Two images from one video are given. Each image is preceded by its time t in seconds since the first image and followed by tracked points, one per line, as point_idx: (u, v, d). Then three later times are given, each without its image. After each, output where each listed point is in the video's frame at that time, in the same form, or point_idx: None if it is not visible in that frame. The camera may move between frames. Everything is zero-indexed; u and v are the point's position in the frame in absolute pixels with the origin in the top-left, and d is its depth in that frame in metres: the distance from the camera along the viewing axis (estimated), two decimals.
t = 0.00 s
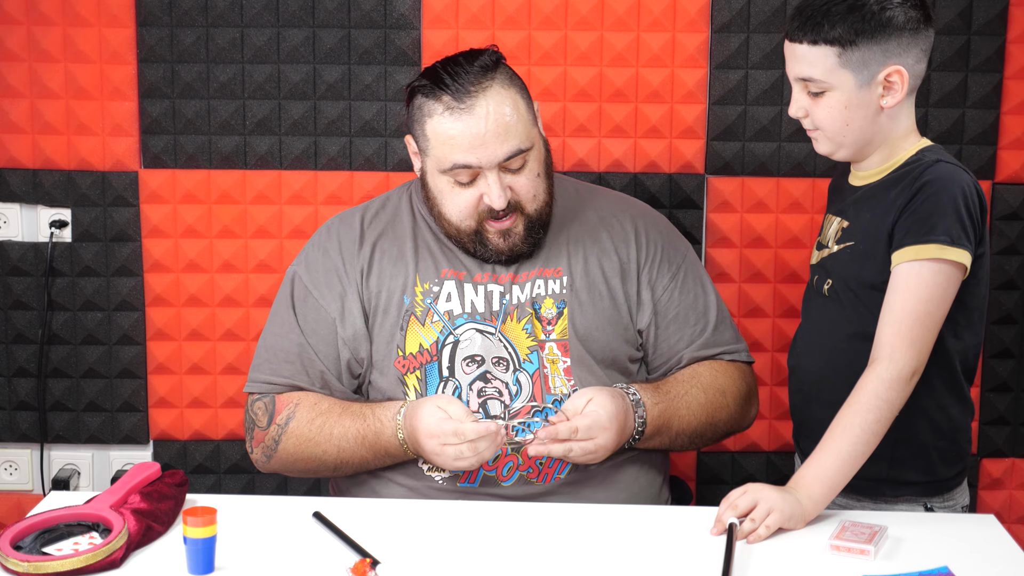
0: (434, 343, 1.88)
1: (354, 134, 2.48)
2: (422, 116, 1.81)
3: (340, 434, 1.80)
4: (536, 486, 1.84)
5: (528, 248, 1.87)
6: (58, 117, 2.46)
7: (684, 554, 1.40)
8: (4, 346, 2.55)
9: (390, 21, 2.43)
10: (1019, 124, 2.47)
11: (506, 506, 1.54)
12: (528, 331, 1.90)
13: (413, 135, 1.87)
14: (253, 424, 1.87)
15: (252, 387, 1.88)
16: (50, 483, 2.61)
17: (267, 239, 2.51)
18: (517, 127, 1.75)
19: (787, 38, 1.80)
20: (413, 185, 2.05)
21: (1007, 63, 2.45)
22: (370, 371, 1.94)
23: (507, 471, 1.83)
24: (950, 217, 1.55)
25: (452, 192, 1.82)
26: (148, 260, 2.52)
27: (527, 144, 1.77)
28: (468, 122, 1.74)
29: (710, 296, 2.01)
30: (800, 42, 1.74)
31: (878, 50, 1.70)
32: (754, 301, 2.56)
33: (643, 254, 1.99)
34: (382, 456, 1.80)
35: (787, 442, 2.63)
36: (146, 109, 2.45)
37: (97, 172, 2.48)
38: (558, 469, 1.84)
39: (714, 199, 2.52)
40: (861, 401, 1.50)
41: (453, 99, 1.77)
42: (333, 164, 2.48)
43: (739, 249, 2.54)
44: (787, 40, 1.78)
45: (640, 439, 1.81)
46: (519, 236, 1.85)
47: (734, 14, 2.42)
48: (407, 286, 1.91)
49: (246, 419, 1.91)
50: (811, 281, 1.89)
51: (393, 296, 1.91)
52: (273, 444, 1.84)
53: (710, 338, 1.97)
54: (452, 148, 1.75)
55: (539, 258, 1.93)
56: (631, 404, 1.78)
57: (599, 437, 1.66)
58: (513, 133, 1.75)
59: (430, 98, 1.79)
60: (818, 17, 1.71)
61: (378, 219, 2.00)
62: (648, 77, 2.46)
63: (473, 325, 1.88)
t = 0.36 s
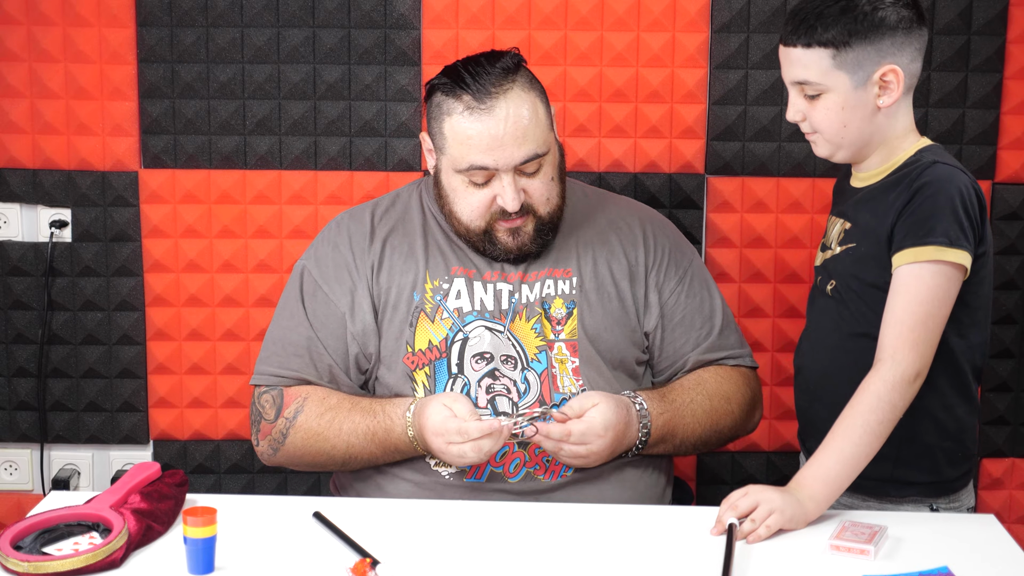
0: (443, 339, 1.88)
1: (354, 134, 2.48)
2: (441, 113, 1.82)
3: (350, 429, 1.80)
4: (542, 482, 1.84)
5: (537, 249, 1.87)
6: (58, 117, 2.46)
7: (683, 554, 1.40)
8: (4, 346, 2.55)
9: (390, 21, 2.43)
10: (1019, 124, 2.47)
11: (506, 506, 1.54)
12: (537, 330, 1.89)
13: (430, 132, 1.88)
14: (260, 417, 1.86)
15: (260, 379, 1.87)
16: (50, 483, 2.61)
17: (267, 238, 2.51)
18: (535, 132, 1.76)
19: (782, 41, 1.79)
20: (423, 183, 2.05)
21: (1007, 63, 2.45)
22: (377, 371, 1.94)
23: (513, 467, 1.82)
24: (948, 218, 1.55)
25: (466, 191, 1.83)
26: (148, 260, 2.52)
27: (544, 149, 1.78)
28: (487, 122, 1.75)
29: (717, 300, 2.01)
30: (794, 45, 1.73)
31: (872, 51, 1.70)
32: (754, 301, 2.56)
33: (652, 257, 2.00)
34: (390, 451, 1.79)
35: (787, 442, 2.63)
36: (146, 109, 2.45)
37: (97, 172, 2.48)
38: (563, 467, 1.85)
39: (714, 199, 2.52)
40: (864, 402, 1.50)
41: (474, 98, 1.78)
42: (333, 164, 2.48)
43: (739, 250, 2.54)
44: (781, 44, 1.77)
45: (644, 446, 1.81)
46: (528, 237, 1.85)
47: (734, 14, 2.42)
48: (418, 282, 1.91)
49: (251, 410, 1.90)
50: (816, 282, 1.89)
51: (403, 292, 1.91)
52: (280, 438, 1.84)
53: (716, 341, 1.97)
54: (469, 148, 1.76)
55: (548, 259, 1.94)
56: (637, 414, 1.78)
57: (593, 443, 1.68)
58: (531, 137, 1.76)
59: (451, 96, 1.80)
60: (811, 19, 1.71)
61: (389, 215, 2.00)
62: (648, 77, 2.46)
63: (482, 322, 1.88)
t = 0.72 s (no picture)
0: (444, 338, 1.88)
1: (354, 135, 2.48)
2: (443, 109, 1.83)
3: (353, 425, 1.80)
4: (541, 482, 1.84)
5: (539, 248, 1.88)
6: (58, 117, 2.46)
7: (683, 554, 1.40)
8: (4, 346, 2.55)
9: (390, 21, 2.43)
10: (1019, 124, 2.47)
11: (505, 506, 1.54)
12: (537, 330, 1.89)
13: (432, 129, 1.89)
14: (261, 414, 1.86)
15: (261, 378, 1.87)
16: (50, 483, 2.61)
17: (267, 238, 2.51)
18: (536, 129, 1.77)
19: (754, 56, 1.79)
20: (426, 182, 2.06)
21: (1007, 63, 2.45)
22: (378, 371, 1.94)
23: (512, 466, 1.83)
24: (938, 214, 1.55)
25: (468, 188, 1.83)
26: (148, 260, 2.52)
27: (545, 146, 1.79)
28: (488, 118, 1.76)
29: (716, 301, 2.01)
30: (763, 62, 1.74)
31: (841, 59, 1.69)
32: (754, 301, 2.56)
33: (652, 257, 2.00)
34: (393, 449, 1.79)
35: (787, 443, 2.63)
36: (146, 109, 2.45)
37: (97, 172, 2.48)
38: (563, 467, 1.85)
39: (714, 199, 2.52)
40: (863, 401, 1.50)
41: (475, 94, 1.79)
42: (333, 164, 2.48)
43: (739, 250, 2.54)
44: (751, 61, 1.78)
45: (641, 444, 1.81)
46: (530, 235, 1.86)
47: (734, 14, 2.42)
48: (419, 281, 1.91)
49: (252, 408, 1.89)
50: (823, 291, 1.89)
51: (404, 291, 1.91)
52: (282, 435, 1.84)
53: (715, 341, 1.97)
54: (471, 144, 1.77)
55: (548, 259, 1.94)
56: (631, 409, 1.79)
57: (597, 436, 1.69)
58: (532, 134, 1.77)
59: (452, 92, 1.81)
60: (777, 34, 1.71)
61: (391, 215, 2.00)
62: (648, 77, 2.46)
63: (483, 321, 1.88)
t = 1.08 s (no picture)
0: (442, 338, 1.88)
1: (354, 134, 2.48)
2: (439, 101, 1.84)
3: (355, 426, 1.79)
4: (541, 484, 1.84)
5: (537, 240, 1.87)
6: (58, 117, 2.46)
7: (683, 554, 1.40)
8: (4, 346, 2.55)
9: (390, 21, 2.43)
10: (1019, 123, 2.47)
11: (505, 506, 1.54)
12: (535, 330, 1.89)
13: (429, 123, 1.90)
14: (260, 414, 1.85)
15: (260, 379, 1.87)
16: (50, 483, 2.61)
17: (267, 238, 2.51)
18: (533, 116, 1.78)
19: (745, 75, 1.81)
20: (423, 183, 2.06)
21: (1007, 62, 2.45)
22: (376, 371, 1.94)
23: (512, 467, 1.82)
24: (939, 214, 1.55)
25: (465, 179, 1.84)
26: (148, 260, 2.52)
27: (542, 135, 1.80)
28: (484, 105, 1.77)
29: (713, 298, 2.01)
30: (753, 80, 1.75)
31: (829, 71, 1.69)
32: (754, 302, 2.56)
33: (647, 255, 2.00)
34: (396, 451, 1.79)
35: (787, 443, 2.63)
36: (146, 109, 2.45)
37: (97, 172, 2.48)
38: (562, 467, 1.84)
39: (714, 199, 2.52)
40: (864, 402, 1.50)
41: (472, 83, 1.80)
42: (333, 164, 2.48)
43: (739, 250, 2.54)
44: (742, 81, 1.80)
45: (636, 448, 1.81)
46: (528, 227, 1.85)
47: (733, 14, 2.42)
48: (416, 281, 1.91)
49: (250, 407, 1.89)
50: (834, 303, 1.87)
51: (402, 291, 1.91)
52: (282, 434, 1.83)
53: (711, 339, 1.97)
54: (468, 133, 1.78)
55: (546, 259, 1.93)
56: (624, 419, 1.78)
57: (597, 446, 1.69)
58: (529, 122, 1.77)
59: (449, 82, 1.82)
60: (764, 50, 1.73)
61: (389, 214, 2.00)
62: (648, 77, 2.46)
63: (480, 321, 1.88)
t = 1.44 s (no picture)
0: (442, 336, 1.88)
1: (354, 134, 2.48)
2: (432, 94, 1.85)
3: (357, 420, 1.79)
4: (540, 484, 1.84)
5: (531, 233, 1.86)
6: (58, 117, 2.46)
7: (682, 554, 1.40)
8: (4, 346, 2.55)
9: (390, 21, 2.43)
10: (1019, 123, 2.47)
11: (505, 506, 1.54)
12: (532, 329, 1.89)
13: (422, 118, 1.91)
14: (263, 412, 1.85)
15: (263, 378, 1.86)
16: (50, 482, 2.61)
17: (267, 239, 2.51)
18: (525, 108, 1.79)
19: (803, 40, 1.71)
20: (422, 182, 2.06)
21: (1007, 63, 2.45)
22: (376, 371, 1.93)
23: (512, 465, 1.83)
24: (965, 224, 1.55)
25: (459, 172, 1.84)
26: (148, 260, 2.52)
27: (534, 127, 1.80)
28: (476, 97, 1.78)
29: (709, 299, 2.01)
30: (819, 46, 1.65)
31: (902, 54, 1.63)
32: (754, 301, 2.56)
33: (645, 254, 2.00)
34: (400, 444, 1.78)
35: (787, 442, 2.63)
36: (146, 109, 2.45)
37: (97, 172, 2.48)
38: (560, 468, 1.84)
39: (714, 199, 2.52)
40: (874, 405, 1.50)
41: (465, 75, 1.81)
42: (333, 164, 2.48)
43: (739, 250, 2.54)
44: (802, 44, 1.69)
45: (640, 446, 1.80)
46: (521, 219, 1.84)
47: (734, 14, 2.42)
48: (415, 279, 1.90)
49: (254, 406, 1.88)
50: (842, 297, 1.88)
51: (402, 290, 1.91)
52: (285, 431, 1.83)
53: (707, 339, 1.97)
54: (460, 125, 1.79)
55: (544, 258, 1.93)
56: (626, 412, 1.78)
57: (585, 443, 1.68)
58: (521, 114, 1.79)
59: (442, 75, 1.83)
60: (841, 21, 1.63)
61: (388, 213, 2.00)
62: (648, 77, 2.46)
63: (480, 320, 1.88)
